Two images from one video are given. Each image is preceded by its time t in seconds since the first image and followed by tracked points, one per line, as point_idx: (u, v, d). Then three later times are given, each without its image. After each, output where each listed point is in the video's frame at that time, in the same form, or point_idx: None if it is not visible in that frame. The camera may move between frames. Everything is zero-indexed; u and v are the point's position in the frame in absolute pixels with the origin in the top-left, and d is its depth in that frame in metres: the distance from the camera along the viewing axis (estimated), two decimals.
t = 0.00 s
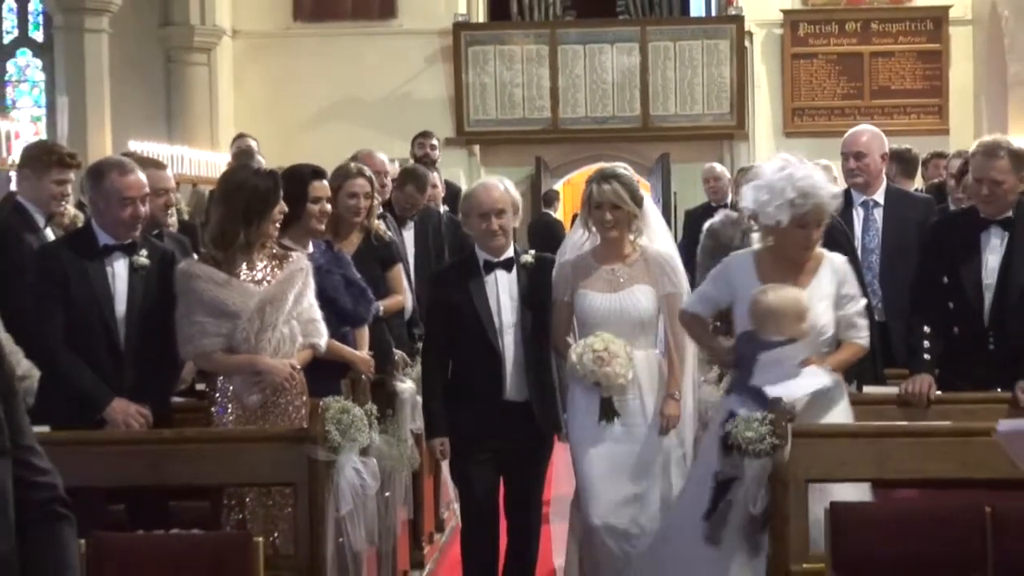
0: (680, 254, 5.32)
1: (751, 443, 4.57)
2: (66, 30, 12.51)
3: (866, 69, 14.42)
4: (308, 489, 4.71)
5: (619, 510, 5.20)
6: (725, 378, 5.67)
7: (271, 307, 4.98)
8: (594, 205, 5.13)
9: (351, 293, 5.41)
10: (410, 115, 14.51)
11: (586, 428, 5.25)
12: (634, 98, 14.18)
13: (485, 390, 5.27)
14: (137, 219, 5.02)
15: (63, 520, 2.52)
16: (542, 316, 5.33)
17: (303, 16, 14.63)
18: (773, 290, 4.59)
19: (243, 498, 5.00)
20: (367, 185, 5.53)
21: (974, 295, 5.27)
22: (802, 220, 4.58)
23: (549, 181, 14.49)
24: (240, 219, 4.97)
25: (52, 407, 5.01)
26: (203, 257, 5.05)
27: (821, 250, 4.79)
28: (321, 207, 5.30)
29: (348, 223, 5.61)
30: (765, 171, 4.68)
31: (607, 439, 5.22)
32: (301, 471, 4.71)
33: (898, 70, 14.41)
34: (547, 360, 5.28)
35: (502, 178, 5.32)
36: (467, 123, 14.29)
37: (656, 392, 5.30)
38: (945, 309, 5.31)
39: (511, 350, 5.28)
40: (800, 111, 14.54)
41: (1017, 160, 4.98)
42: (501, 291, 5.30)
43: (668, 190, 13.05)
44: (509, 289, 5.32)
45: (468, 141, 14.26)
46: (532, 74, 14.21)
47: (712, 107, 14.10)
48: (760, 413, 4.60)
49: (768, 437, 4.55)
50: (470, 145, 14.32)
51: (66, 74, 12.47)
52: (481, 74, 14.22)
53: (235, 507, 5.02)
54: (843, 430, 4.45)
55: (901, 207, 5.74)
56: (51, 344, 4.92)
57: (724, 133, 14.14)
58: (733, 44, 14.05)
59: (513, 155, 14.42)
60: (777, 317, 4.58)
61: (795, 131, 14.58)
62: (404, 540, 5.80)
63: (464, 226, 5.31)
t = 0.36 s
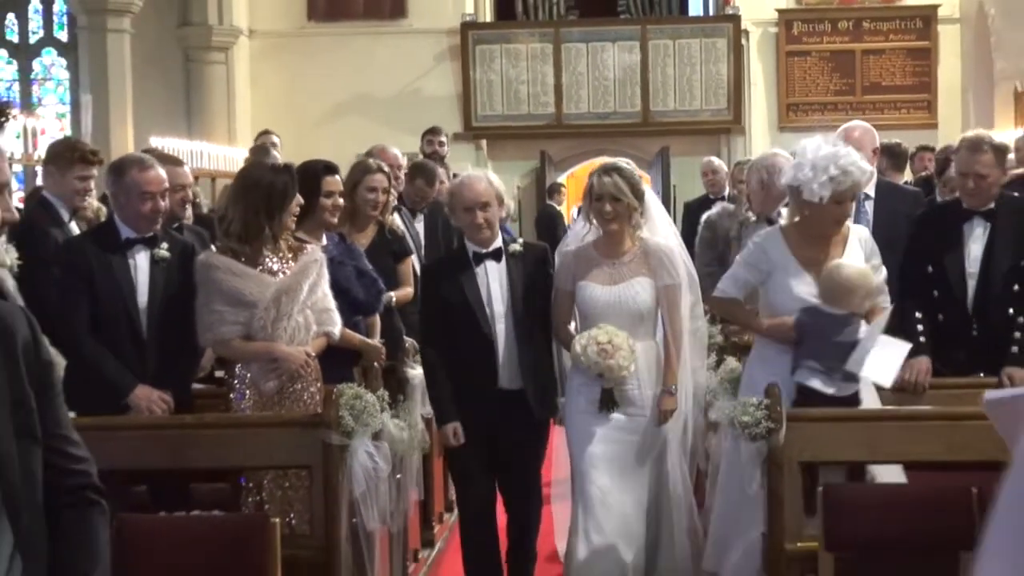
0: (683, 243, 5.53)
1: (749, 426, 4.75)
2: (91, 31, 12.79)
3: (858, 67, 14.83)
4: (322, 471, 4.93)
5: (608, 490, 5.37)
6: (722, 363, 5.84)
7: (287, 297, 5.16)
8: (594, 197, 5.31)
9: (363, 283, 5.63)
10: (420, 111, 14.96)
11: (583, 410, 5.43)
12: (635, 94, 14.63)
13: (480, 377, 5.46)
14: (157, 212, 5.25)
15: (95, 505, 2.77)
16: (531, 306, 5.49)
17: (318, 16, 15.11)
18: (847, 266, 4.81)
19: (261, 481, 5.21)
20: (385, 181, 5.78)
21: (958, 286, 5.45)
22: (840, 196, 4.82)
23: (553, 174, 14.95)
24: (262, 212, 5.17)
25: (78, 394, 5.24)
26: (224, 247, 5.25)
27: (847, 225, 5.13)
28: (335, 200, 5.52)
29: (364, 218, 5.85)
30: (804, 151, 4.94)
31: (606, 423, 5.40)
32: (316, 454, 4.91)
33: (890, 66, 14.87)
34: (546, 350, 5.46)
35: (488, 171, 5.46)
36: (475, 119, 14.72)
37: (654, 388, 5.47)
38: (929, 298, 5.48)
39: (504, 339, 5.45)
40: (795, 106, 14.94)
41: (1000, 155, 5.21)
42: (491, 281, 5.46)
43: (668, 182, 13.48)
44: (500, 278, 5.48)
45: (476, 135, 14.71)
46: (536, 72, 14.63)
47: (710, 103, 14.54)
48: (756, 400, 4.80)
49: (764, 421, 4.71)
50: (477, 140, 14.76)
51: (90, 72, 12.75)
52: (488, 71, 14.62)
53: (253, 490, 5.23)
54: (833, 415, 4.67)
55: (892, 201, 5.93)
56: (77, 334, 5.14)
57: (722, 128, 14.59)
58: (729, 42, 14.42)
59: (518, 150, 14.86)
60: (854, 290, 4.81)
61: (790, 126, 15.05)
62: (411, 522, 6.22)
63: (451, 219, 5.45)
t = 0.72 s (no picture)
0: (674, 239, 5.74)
1: (745, 415, 4.96)
2: (109, 35, 13.19)
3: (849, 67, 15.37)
4: (334, 460, 5.10)
5: (605, 484, 5.58)
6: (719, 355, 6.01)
7: (299, 292, 5.35)
8: (587, 197, 5.48)
9: (372, 278, 5.83)
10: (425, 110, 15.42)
11: (577, 405, 5.60)
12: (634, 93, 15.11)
13: (472, 372, 5.67)
14: (173, 210, 5.43)
15: (114, 498, 2.95)
16: (526, 304, 5.68)
17: (327, 18, 15.67)
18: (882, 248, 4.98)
19: (276, 467, 5.41)
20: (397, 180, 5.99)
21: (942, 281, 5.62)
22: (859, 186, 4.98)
23: (555, 170, 15.38)
24: (275, 211, 5.35)
25: (98, 387, 5.43)
26: (238, 243, 5.42)
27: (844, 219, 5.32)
28: (345, 198, 5.71)
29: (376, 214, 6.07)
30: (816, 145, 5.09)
31: (602, 420, 5.57)
32: (328, 443, 5.08)
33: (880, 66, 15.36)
34: (540, 349, 5.64)
35: (487, 169, 5.69)
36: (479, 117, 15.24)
37: (653, 387, 5.63)
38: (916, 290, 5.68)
39: (497, 331, 5.67)
40: (787, 104, 15.44)
41: (982, 152, 5.39)
42: (487, 274, 5.67)
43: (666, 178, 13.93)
44: (495, 273, 5.69)
45: (479, 134, 15.17)
46: (538, 72, 15.12)
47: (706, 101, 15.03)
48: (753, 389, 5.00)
49: (760, 410, 4.92)
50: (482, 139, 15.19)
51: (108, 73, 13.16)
52: (492, 71, 15.13)
53: (268, 477, 5.41)
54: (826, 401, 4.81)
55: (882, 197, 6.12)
56: (97, 328, 5.32)
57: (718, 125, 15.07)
58: (725, 43, 14.95)
59: (519, 149, 15.36)
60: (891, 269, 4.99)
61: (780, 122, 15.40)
62: (422, 509, 6.48)
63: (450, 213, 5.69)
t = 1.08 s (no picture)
0: (664, 231, 6.04)
1: (741, 403, 5.20)
2: (126, 40, 13.62)
3: (838, 67, 15.88)
4: (347, 448, 5.31)
5: (604, 476, 5.84)
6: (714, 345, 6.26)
7: (313, 286, 5.57)
8: (579, 192, 5.71)
9: (380, 272, 6.10)
10: (429, 112, 16.10)
11: (575, 400, 5.82)
12: (631, 93, 15.76)
13: (473, 373, 5.85)
14: (190, 208, 5.67)
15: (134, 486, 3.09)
16: (526, 298, 5.89)
17: (335, 23, 16.44)
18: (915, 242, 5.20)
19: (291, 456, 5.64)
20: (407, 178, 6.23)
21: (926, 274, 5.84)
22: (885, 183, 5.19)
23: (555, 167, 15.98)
24: (289, 208, 5.57)
25: (119, 379, 5.65)
26: (254, 241, 5.64)
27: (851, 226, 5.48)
28: (354, 196, 5.97)
29: (386, 210, 6.35)
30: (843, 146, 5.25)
31: (596, 412, 5.79)
32: (340, 432, 5.30)
33: (868, 66, 15.86)
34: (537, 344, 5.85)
35: (497, 171, 5.94)
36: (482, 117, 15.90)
37: (643, 373, 5.91)
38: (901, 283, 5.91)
39: (496, 328, 5.87)
40: (778, 102, 16.02)
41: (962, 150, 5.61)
42: (489, 272, 5.88)
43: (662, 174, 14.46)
44: (497, 271, 5.89)
45: (482, 133, 15.84)
46: (538, 73, 15.77)
47: (700, 100, 15.67)
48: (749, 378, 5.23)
49: (754, 397, 5.14)
50: (483, 138, 15.89)
51: (125, 76, 13.63)
52: (494, 73, 15.79)
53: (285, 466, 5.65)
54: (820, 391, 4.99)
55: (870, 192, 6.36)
56: (117, 321, 5.54)
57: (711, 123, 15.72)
58: (718, 44, 15.57)
59: (519, 148, 16.04)
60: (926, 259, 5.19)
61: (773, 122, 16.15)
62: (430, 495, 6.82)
63: (456, 212, 5.93)
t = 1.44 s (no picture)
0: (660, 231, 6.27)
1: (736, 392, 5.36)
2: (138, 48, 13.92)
3: (826, 69, 16.37)
4: (357, 438, 5.53)
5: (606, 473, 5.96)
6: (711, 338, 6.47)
7: (323, 283, 5.80)
8: (580, 191, 5.89)
9: (387, 269, 6.35)
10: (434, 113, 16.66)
11: (575, 401, 5.99)
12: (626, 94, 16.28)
13: (477, 371, 6.11)
14: (203, 207, 5.90)
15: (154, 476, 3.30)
16: (529, 293, 6.12)
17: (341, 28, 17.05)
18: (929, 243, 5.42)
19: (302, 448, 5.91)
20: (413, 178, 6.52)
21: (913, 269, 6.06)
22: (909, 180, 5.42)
23: (552, 166, 16.47)
24: (299, 209, 5.78)
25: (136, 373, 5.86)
26: (266, 240, 5.86)
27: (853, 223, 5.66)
28: (362, 196, 6.20)
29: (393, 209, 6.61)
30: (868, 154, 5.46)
31: (596, 410, 5.93)
32: (351, 423, 5.51)
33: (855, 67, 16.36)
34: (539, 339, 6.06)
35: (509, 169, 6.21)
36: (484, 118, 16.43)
37: (645, 373, 6.02)
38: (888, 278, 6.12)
39: (499, 326, 6.14)
40: (769, 103, 16.40)
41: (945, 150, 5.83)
42: (495, 269, 6.15)
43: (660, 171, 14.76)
44: (502, 268, 6.17)
45: (484, 134, 16.40)
46: (537, 75, 16.30)
47: (693, 101, 16.18)
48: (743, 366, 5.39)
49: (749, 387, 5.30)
50: (484, 139, 16.45)
51: (138, 82, 13.93)
52: (495, 77, 16.30)
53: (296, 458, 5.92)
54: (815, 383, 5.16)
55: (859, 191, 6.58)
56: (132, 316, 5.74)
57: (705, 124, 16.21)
58: (710, 47, 16.09)
59: (519, 147, 16.53)
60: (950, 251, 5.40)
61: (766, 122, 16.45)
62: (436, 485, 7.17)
63: (468, 211, 6.23)
